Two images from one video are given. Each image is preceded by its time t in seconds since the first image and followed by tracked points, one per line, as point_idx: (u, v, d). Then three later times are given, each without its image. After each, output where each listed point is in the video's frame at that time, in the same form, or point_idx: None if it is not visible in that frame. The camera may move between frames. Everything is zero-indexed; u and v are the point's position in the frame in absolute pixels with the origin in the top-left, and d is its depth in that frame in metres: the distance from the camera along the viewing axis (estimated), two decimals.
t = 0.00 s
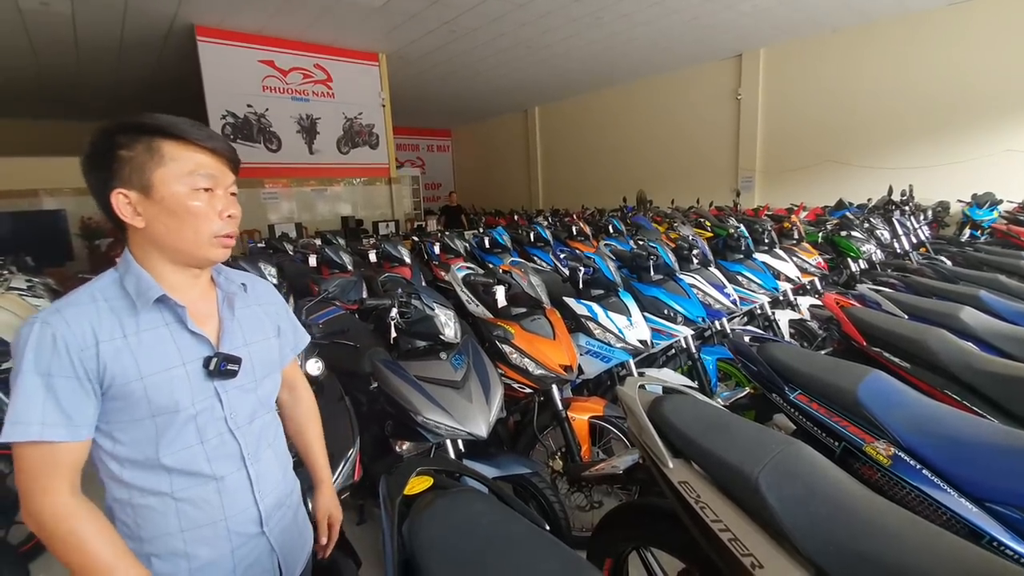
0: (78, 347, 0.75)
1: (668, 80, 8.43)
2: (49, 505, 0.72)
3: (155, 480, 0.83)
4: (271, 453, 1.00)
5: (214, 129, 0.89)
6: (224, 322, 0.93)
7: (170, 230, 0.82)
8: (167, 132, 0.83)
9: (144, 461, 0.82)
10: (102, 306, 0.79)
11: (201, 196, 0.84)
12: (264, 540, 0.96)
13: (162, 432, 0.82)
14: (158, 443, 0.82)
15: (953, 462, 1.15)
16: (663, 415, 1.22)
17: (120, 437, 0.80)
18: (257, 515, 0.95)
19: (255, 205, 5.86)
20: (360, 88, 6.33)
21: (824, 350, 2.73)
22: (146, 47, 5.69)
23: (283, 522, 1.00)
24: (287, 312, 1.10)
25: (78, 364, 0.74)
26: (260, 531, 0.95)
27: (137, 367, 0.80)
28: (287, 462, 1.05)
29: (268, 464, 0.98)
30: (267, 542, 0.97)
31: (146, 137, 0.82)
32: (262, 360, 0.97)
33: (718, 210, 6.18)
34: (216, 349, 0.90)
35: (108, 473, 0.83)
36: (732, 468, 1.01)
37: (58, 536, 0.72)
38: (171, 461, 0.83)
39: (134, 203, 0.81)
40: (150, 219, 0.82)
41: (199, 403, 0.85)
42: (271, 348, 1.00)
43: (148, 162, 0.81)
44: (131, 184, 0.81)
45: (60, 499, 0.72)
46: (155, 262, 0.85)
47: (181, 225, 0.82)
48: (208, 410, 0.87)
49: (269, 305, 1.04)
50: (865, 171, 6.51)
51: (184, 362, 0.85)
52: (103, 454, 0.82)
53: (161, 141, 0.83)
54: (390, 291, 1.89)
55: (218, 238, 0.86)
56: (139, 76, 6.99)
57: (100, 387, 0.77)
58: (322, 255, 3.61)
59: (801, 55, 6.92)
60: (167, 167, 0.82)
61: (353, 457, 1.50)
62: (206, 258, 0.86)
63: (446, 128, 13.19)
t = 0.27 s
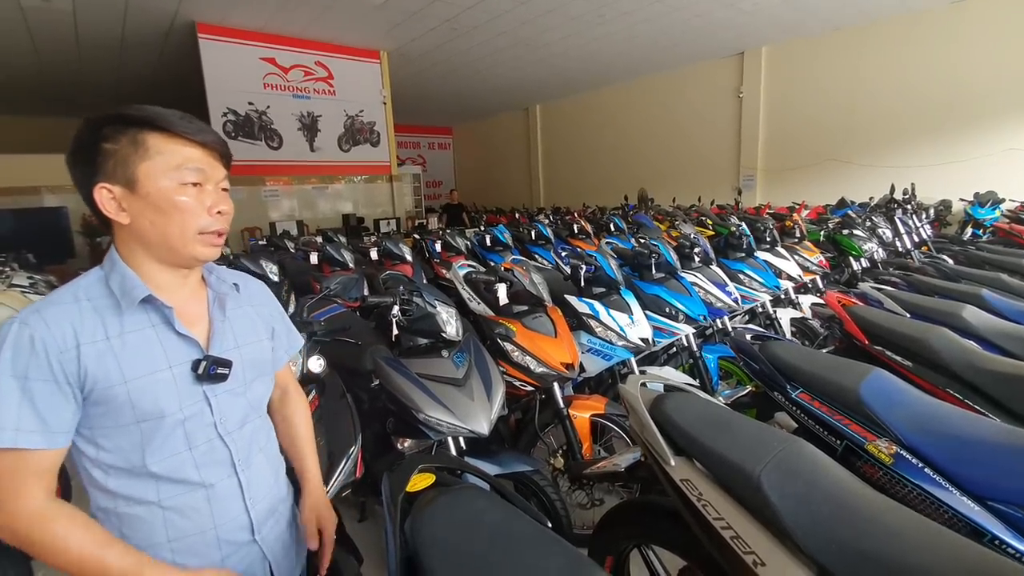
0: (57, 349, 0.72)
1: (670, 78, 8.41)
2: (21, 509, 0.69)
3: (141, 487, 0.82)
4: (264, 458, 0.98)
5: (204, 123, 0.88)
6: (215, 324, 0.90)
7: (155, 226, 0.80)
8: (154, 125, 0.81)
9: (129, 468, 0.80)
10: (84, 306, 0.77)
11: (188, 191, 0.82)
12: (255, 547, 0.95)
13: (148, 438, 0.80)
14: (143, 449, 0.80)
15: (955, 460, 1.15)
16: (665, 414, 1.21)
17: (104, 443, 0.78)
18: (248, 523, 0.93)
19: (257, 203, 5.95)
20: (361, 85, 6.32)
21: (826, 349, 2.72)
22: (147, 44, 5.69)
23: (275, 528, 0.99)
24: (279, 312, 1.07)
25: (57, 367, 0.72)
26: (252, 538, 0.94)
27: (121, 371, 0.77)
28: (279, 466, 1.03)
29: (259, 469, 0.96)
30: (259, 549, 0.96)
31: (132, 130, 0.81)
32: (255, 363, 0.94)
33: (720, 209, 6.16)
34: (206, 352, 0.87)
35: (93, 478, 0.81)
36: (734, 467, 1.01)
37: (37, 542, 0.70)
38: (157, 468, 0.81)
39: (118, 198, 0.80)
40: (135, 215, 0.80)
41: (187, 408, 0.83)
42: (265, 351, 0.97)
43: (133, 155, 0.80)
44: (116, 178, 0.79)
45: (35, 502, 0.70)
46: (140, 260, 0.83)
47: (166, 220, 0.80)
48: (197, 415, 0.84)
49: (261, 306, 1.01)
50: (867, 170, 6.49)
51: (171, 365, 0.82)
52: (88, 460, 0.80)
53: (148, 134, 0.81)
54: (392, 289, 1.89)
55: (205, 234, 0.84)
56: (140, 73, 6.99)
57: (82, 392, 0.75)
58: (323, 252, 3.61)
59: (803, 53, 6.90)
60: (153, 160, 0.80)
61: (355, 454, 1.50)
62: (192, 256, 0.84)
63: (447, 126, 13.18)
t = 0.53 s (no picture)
0: (49, 341, 0.65)
1: (672, 75, 8.39)
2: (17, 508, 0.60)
3: (127, 492, 0.73)
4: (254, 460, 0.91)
5: (193, 110, 0.80)
6: (204, 319, 0.83)
7: (141, 220, 0.73)
8: (136, 111, 0.73)
9: (116, 470, 0.72)
10: (72, 299, 0.70)
11: (174, 182, 0.75)
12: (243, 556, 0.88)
13: (139, 437, 0.73)
14: (132, 450, 0.73)
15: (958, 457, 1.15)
16: (669, 412, 1.21)
17: (91, 443, 0.70)
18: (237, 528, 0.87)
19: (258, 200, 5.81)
20: (363, 83, 6.31)
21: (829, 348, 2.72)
22: (149, 40, 5.69)
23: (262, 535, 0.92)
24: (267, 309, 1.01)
25: (51, 358, 0.65)
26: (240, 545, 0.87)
27: (112, 364, 0.70)
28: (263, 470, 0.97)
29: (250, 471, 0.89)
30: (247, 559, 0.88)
31: (113, 116, 0.73)
32: (247, 359, 0.88)
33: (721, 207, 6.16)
34: (196, 347, 0.81)
35: (72, 486, 0.73)
36: (739, 464, 1.01)
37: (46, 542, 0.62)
38: (149, 469, 0.74)
39: (100, 188, 0.72)
40: (118, 209, 0.72)
41: (179, 405, 0.76)
42: (257, 348, 0.91)
43: (113, 144, 0.72)
44: (96, 168, 0.71)
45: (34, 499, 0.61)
46: (125, 255, 0.75)
47: (151, 216, 0.73)
48: (188, 413, 0.78)
49: (252, 304, 0.94)
50: (870, 168, 6.47)
51: (163, 360, 0.76)
52: (69, 463, 0.71)
53: (130, 122, 0.73)
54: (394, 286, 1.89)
55: (194, 230, 0.76)
56: (142, 70, 7.00)
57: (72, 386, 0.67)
58: (325, 249, 3.61)
59: (806, 50, 6.88)
60: (136, 150, 0.72)
61: (357, 450, 1.50)
62: (180, 253, 0.76)
63: (448, 123, 13.18)
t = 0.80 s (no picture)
0: (36, 337, 0.64)
1: (674, 71, 8.36)
2: None
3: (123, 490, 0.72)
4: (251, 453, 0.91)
5: (173, 94, 0.78)
6: (195, 311, 0.82)
7: (124, 209, 0.71)
8: (117, 96, 0.72)
9: (109, 467, 0.71)
10: (58, 293, 0.69)
11: (157, 169, 0.73)
12: (243, 551, 0.87)
13: (133, 433, 0.72)
14: (126, 447, 0.71)
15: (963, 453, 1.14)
16: (672, 406, 1.21)
17: (82, 441, 0.69)
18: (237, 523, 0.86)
19: (258, 196, 5.85)
20: (364, 78, 6.28)
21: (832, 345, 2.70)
22: (150, 35, 5.68)
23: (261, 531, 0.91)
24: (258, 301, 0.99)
25: (38, 355, 0.64)
26: (241, 541, 0.87)
27: (104, 359, 0.69)
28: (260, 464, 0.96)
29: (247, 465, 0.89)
30: (247, 554, 0.88)
31: (92, 101, 0.72)
32: (238, 351, 0.87)
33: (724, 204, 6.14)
34: (189, 340, 0.80)
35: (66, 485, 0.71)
36: (741, 458, 1.01)
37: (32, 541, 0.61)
38: (145, 465, 0.73)
39: (80, 177, 0.70)
40: (99, 196, 0.71)
41: (174, 399, 0.75)
42: (248, 341, 0.90)
43: (93, 130, 0.70)
44: (75, 156, 0.70)
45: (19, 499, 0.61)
46: (108, 244, 0.74)
47: (134, 204, 0.71)
48: (184, 407, 0.77)
49: (241, 296, 0.93)
50: (872, 165, 6.44)
51: (155, 353, 0.74)
52: (58, 462, 0.70)
53: (110, 107, 0.72)
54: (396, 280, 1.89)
55: (180, 218, 0.75)
56: (144, 66, 6.99)
57: (61, 382, 0.66)
58: (326, 245, 3.61)
59: (809, 46, 6.84)
60: (117, 135, 0.71)
61: (358, 445, 1.50)
62: (166, 242, 0.75)
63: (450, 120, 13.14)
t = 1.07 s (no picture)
0: (22, 333, 0.63)
1: (677, 65, 8.30)
2: None
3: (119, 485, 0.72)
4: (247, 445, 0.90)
5: (161, 76, 0.76)
6: (187, 303, 0.82)
7: (115, 195, 0.70)
8: (104, 78, 0.71)
9: (102, 463, 0.70)
10: (44, 285, 0.67)
11: (148, 154, 0.72)
12: (242, 544, 0.87)
13: (127, 428, 0.70)
14: (120, 441, 0.70)
15: (968, 448, 1.13)
16: (675, 400, 1.20)
17: (74, 437, 0.68)
18: (236, 515, 0.85)
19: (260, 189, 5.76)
20: (365, 71, 6.25)
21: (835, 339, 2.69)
22: (150, 28, 5.64)
23: (261, 522, 0.91)
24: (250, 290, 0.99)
25: (25, 350, 0.62)
26: (240, 534, 0.86)
27: (94, 353, 0.68)
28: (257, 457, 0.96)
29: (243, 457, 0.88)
30: (246, 547, 0.87)
31: (76, 83, 0.70)
32: (230, 341, 0.87)
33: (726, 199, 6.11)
34: (181, 331, 0.79)
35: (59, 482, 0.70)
36: (745, 452, 1.00)
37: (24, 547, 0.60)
38: (140, 460, 0.72)
39: (66, 162, 0.68)
40: (88, 182, 0.69)
41: (168, 393, 0.74)
42: (240, 331, 0.90)
43: (79, 113, 0.69)
44: (61, 140, 0.68)
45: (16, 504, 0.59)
46: (95, 232, 0.72)
47: (125, 190, 0.70)
48: (178, 400, 0.76)
49: (232, 285, 0.93)
50: (876, 160, 6.40)
51: (147, 346, 0.73)
52: (49, 460, 0.68)
53: (97, 89, 0.71)
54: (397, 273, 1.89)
55: (174, 205, 0.74)
56: (144, 59, 6.96)
57: (50, 377, 0.65)
58: (327, 238, 3.60)
59: (813, 40, 6.78)
60: (104, 118, 0.70)
61: (359, 438, 1.48)
62: (159, 229, 0.74)
63: (451, 114, 13.09)
